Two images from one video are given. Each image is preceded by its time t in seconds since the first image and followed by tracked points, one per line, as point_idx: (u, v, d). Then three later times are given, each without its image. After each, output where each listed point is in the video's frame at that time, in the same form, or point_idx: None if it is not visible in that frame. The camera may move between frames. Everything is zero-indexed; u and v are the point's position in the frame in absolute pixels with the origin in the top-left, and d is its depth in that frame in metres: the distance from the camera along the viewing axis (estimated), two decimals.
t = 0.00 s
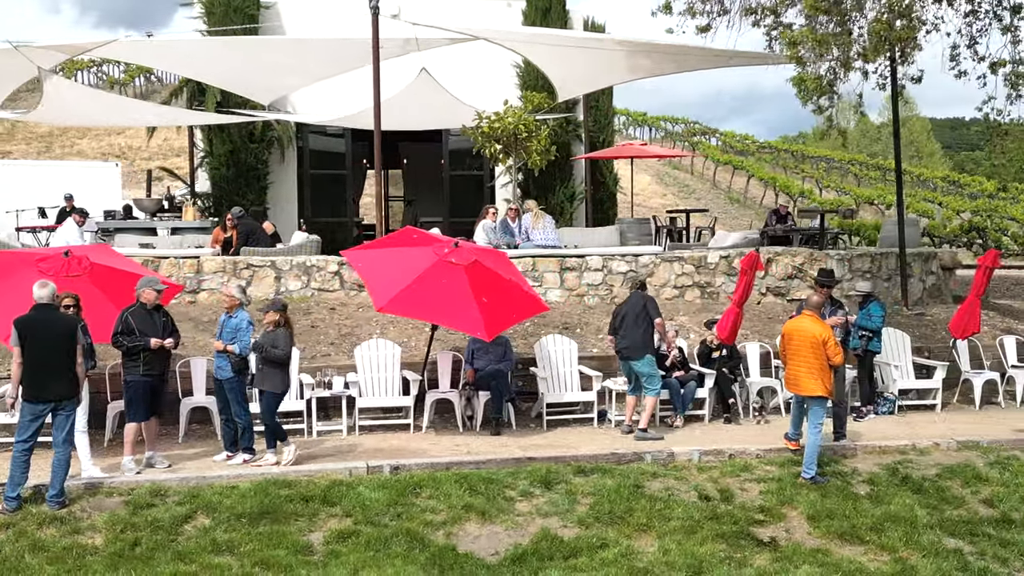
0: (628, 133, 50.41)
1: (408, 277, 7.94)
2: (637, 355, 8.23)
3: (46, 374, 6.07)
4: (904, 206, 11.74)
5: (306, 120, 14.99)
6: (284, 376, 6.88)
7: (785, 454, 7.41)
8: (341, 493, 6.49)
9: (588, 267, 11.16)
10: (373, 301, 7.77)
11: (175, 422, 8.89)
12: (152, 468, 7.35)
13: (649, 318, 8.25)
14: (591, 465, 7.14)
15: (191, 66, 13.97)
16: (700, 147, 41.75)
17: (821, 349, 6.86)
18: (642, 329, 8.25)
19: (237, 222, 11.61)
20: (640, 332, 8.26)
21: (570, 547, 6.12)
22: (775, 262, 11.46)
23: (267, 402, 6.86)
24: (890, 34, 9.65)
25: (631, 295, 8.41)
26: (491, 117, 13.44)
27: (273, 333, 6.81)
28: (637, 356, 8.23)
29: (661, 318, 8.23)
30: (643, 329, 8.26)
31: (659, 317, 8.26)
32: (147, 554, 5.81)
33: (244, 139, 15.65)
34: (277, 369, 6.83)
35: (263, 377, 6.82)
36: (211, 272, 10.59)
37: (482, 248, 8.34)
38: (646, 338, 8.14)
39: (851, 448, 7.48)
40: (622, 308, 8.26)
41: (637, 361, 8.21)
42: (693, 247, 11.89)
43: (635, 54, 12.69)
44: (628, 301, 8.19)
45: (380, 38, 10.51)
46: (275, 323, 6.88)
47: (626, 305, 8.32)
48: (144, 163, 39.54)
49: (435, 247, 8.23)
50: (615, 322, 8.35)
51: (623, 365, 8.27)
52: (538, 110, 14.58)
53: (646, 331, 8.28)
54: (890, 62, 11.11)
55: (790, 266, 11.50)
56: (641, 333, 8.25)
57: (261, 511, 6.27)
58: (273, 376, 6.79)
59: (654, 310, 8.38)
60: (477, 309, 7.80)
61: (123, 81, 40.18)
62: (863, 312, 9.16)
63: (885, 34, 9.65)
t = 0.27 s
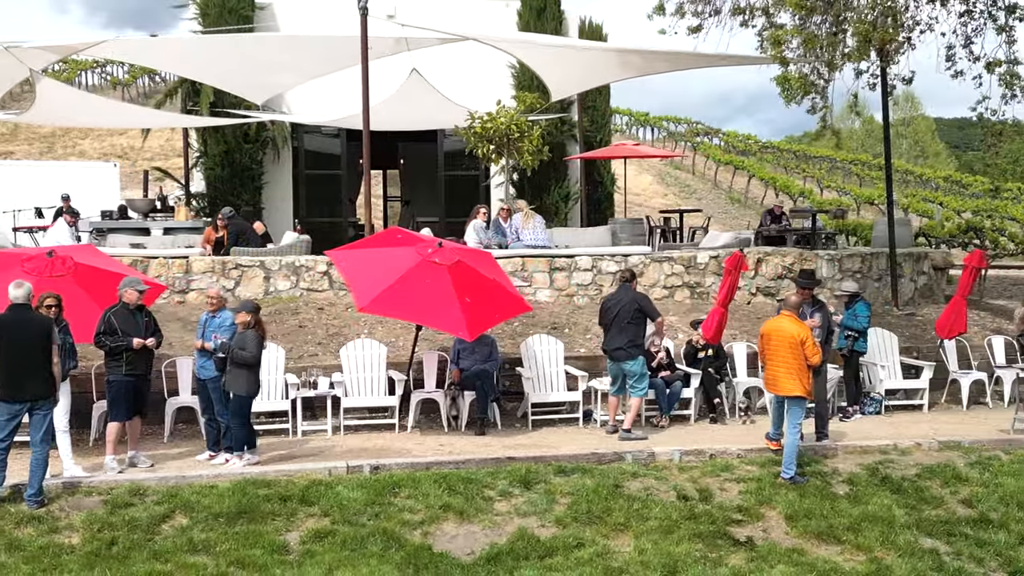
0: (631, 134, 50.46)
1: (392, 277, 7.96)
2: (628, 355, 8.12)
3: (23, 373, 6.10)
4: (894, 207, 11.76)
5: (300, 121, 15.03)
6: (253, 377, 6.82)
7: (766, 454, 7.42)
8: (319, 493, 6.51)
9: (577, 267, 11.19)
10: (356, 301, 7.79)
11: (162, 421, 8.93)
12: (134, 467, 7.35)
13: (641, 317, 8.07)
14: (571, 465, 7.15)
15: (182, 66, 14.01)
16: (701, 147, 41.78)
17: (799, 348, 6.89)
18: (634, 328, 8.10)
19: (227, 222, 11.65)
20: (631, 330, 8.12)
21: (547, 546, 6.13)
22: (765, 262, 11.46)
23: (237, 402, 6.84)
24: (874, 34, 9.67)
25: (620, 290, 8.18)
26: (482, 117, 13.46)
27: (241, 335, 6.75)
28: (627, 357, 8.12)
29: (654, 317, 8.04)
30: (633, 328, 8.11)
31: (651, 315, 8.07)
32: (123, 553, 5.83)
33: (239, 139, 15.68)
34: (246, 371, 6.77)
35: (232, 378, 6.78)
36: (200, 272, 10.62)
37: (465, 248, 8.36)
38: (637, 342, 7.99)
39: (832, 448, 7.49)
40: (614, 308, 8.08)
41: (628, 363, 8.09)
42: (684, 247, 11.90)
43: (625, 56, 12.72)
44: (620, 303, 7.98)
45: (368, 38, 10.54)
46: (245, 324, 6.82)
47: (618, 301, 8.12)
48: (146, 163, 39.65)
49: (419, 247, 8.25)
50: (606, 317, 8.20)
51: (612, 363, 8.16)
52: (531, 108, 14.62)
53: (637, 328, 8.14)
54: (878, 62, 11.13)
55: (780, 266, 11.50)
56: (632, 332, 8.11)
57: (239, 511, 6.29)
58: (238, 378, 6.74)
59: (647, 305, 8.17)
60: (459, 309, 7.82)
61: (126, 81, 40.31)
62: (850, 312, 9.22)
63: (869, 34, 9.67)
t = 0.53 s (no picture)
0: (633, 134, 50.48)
1: (376, 276, 7.98)
2: (617, 356, 8.06)
3: None
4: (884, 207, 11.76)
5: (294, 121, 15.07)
6: (226, 376, 6.97)
7: (748, 454, 7.43)
8: (298, 492, 6.52)
9: (567, 267, 11.21)
10: (340, 301, 7.82)
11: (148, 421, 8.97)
12: (118, 467, 7.37)
13: (630, 319, 7.98)
14: (552, 464, 7.16)
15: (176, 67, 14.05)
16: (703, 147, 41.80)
17: (779, 349, 6.93)
18: (624, 329, 8.01)
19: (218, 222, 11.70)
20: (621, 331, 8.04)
21: (523, 545, 6.14)
22: (755, 262, 11.46)
23: (211, 401, 6.99)
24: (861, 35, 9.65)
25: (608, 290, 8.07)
26: (475, 118, 13.47)
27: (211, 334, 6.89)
28: (616, 357, 8.06)
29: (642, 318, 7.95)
30: (623, 329, 8.02)
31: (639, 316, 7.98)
32: (100, 552, 5.85)
33: (234, 139, 15.71)
34: (218, 370, 6.93)
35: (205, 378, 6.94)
36: (189, 272, 10.68)
37: (450, 249, 8.38)
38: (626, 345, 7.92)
39: (814, 448, 7.50)
40: (602, 310, 7.99)
41: (616, 363, 8.04)
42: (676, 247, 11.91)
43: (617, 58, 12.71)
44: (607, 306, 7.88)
45: (356, 39, 10.55)
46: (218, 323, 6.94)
47: (607, 302, 8.02)
48: (148, 163, 39.73)
49: (403, 246, 8.27)
50: (596, 317, 8.12)
51: (601, 364, 8.11)
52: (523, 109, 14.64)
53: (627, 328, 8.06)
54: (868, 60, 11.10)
55: (771, 266, 11.50)
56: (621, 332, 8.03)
57: (217, 510, 6.30)
58: (209, 379, 6.90)
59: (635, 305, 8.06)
60: (443, 309, 7.85)
61: (128, 81, 40.41)
62: (837, 312, 9.24)
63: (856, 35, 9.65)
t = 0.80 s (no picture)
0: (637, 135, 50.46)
1: (361, 277, 7.99)
2: (602, 356, 8.08)
3: None
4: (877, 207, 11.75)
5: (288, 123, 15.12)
6: (203, 375, 7.06)
7: (731, 454, 7.44)
8: (278, 492, 6.53)
9: (558, 268, 11.22)
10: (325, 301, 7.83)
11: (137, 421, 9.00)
12: (102, 466, 7.40)
13: (613, 318, 8.01)
14: (534, 464, 7.16)
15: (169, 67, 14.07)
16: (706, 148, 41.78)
17: (760, 350, 6.98)
18: (607, 329, 8.04)
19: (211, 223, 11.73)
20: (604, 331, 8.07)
21: (502, 545, 6.14)
22: (746, 263, 11.47)
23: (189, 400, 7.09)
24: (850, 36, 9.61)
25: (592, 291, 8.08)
26: (468, 118, 13.48)
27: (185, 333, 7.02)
28: (601, 357, 8.07)
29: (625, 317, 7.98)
30: (606, 329, 8.05)
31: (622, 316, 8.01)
32: (79, 552, 5.87)
33: (230, 140, 15.74)
34: (194, 369, 7.03)
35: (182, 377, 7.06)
36: (180, 273, 10.72)
37: (437, 249, 8.39)
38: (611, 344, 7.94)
39: (797, 448, 7.51)
40: (586, 311, 8.01)
41: (602, 363, 8.05)
42: (669, 248, 11.91)
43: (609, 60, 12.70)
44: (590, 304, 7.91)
45: (346, 40, 10.57)
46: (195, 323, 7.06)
47: (590, 302, 8.05)
48: (149, 163, 39.79)
49: (389, 246, 8.28)
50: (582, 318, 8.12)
51: (586, 364, 8.11)
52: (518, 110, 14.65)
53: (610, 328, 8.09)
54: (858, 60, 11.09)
55: (762, 266, 11.51)
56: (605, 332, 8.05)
57: (197, 510, 6.32)
58: (185, 378, 7.01)
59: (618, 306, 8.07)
60: (428, 309, 7.86)
61: (130, 82, 40.46)
62: (823, 312, 9.28)
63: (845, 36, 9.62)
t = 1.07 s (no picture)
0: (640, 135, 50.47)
1: (346, 277, 7.98)
2: (582, 356, 8.10)
3: None
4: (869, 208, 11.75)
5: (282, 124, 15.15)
6: (182, 376, 7.07)
7: (713, 456, 7.44)
8: (258, 493, 6.54)
9: (548, 269, 11.23)
10: (309, 302, 7.81)
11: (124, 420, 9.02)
12: (85, 467, 7.39)
13: (589, 317, 8.06)
14: (516, 465, 7.16)
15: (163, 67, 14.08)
16: (708, 148, 41.77)
17: (741, 350, 6.93)
18: (584, 328, 8.07)
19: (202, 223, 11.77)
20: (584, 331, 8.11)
21: (481, 546, 6.14)
22: (737, 263, 11.47)
23: (167, 402, 7.10)
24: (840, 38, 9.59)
25: (567, 293, 8.15)
26: (462, 119, 13.49)
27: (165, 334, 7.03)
28: (581, 357, 8.08)
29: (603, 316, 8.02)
30: (584, 329, 8.09)
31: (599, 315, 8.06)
32: (56, 552, 5.88)
33: (225, 141, 15.76)
34: (172, 369, 7.03)
35: (162, 377, 7.06)
36: (170, 274, 10.78)
37: (422, 250, 8.37)
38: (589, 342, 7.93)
39: (780, 449, 7.51)
40: (563, 311, 8.08)
41: (580, 363, 8.07)
42: (661, 249, 11.92)
43: (602, 62, 12.70)
44: (564, 302, 7.98)
45: (335, 41, 10.57)
46: (175, 325, 7.07)
47: (567, 302, 8.13)
48: (152, 164, 39.86)
49: (374, 247, 8.27)
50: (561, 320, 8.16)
51: (567, 365, 8.14)
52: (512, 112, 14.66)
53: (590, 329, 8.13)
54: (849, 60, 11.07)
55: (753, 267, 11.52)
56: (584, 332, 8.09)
57: (176, 511, 6.33)
58: (165, 380, 7.03)
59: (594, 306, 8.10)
60: (412, 310, 7.85)
61: (133, 83, 40.53)
62: (811, 313, 9.29)
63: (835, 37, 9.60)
